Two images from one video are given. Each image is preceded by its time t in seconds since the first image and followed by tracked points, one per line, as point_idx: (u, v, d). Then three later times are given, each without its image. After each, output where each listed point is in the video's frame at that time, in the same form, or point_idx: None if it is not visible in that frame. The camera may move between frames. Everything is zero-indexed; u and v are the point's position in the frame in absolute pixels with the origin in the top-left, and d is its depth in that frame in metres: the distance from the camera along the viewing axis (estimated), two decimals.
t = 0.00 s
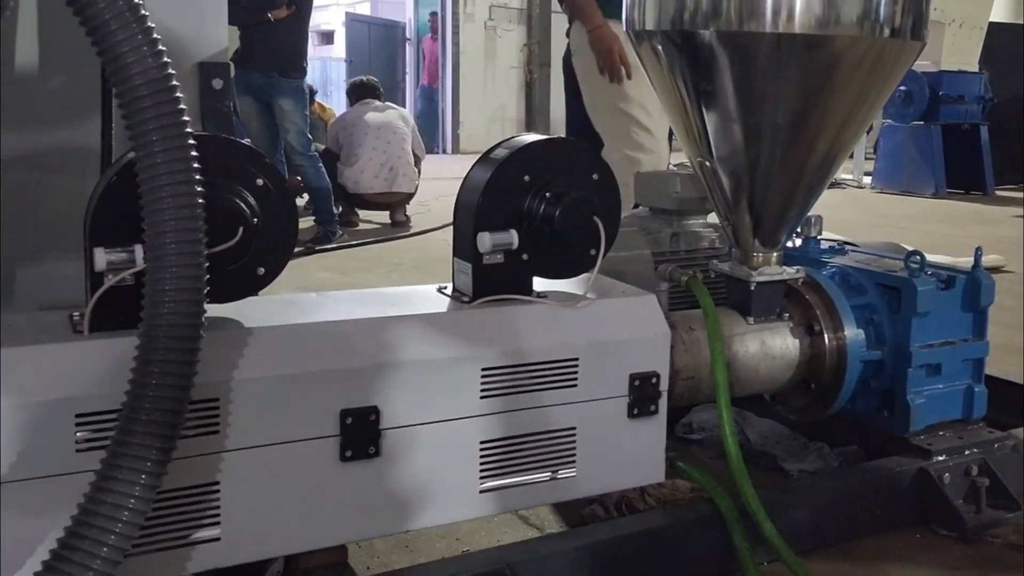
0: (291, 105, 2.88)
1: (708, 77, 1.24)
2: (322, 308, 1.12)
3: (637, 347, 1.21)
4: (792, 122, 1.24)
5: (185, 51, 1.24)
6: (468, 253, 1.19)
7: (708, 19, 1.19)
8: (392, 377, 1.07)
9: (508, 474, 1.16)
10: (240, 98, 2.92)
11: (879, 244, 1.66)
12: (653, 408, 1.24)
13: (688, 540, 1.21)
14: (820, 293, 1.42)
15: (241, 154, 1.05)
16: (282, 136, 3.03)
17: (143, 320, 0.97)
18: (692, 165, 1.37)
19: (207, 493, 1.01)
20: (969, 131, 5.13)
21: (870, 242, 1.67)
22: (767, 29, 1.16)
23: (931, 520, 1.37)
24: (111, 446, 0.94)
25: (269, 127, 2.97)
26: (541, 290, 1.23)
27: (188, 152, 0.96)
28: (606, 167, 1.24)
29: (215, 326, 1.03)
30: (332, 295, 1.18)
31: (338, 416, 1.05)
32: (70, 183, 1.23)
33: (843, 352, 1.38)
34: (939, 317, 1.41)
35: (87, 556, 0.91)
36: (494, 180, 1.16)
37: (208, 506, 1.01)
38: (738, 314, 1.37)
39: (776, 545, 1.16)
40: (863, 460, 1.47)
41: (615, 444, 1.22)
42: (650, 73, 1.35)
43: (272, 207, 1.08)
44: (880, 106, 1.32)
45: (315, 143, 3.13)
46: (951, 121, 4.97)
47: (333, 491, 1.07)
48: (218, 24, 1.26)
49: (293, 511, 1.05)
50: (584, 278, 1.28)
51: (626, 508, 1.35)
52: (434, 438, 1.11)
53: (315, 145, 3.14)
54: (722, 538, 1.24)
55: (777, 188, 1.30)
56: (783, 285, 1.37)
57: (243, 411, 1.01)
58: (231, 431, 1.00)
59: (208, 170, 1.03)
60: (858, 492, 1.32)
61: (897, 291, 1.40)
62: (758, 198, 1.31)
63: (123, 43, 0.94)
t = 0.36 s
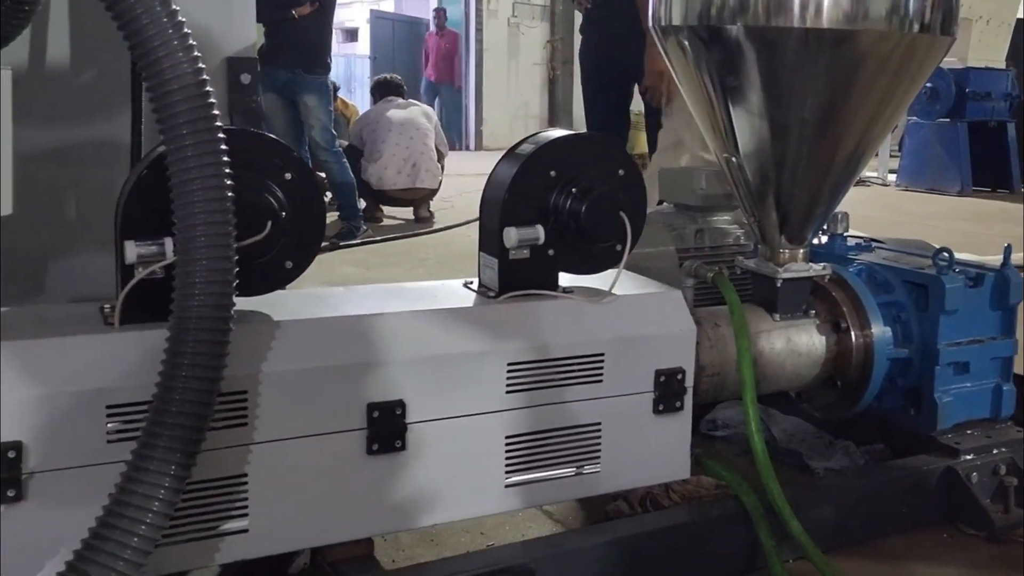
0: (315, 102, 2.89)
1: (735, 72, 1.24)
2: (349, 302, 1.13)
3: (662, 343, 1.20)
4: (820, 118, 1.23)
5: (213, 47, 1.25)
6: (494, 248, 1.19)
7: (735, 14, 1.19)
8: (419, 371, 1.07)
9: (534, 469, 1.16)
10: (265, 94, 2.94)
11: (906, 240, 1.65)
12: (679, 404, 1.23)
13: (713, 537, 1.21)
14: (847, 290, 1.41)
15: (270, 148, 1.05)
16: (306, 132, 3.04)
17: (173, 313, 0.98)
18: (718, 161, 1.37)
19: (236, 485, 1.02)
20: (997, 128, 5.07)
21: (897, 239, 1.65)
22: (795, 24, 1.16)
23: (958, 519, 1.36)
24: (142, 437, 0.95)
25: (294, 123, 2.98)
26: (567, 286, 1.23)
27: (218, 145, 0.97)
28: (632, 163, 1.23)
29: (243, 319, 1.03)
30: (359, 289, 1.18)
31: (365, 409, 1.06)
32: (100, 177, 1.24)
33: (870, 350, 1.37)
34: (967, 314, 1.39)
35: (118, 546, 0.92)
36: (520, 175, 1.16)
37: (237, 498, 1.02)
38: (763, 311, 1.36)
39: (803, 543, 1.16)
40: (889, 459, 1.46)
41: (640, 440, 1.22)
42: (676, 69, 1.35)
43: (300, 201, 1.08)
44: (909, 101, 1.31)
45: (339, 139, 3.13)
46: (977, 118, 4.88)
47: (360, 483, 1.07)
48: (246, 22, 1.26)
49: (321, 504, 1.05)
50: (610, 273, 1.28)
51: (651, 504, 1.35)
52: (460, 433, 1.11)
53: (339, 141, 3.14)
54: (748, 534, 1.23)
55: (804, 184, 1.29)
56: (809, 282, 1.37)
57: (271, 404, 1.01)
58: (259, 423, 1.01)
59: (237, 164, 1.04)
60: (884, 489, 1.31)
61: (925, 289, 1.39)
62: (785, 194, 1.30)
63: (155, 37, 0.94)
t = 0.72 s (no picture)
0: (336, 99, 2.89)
1: (759, 68, 1.23)
2: (371, 298, 1.13)
3: (684, 340, 1.20)
4: (843, 114, 1.23)
5: (237, 43, 1.25)
6: (516, 245, 1.19)
7: (758, 10, 1.18)
8: (441, 367, 1.08)
9: (554, 465, 1.16)
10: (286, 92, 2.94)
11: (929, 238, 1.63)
12: (700, 401, 1.23)
13: (734, 535, 1.20)
14: (869, 287, 1.40)
15: (294, 144, 1.06)
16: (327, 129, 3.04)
17: (197, 308, 0.98)
18: (741, 157, 1.36)
19: (259, 478, 1.02)
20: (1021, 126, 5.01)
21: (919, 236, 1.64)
22: (819, 19, 1.15)
23: (982, 518, 1.35)
24: (167, 431, 0.96)
25: (316, 121, 2.98)
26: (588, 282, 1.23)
27: (242, 141, 0.97)
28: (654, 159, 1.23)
29: (266, 315, 1.04)
30: (380, 285, 1.19)
31: (388, 405, 1.06)
32: (126, 173, 1.25)
33: (893, 348, 1.36)
34: (992, 313, 1.38)
35: (144, 538, 0.92)
36: (542, 172, 1.16)
37: (260, 492, 1.02)
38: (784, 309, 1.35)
39: (825, 541, 1.15)
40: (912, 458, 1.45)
41: (661, 437, 1.22)
42: (698, 65, 1.34)
43: (324, 197, 1.09)
44: (935, 95, 1.29)
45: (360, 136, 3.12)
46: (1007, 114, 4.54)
47: (382, 479, 1.07)
48: (270, 19, 1.27)
49: (343, 498, 1.06)
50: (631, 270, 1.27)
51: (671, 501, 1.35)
52: (481, 428, 1.11)
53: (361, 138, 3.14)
54: (769, 532, 1.23)
55: (827, 181, 1.29)
56: (832, 279, 1.36)
57: (293, 398, 1.02)
58: (282, 418, 1.01)
59: (262, 159, 1.04)
60: (907, 488, 1.30)
61: (950, 287, 1.38)
62: (808, 190, 1.30)
63: (179, 31, 0.95)
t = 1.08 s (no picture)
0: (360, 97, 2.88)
1: (785, 64, 1.22)
2: (399, 294, 1.13)
3: (710, 337, 1.20)
4: (870, 111, 1.22)
5: (266, 41, 1.26)
6: (542, 242, 1.19)
7: (785, 6, 1.18)
8: (468, 363, 1.08)
9: (580, 462, 1.16)
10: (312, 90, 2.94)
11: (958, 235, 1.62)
12: (726, 399, 1.23)
13: (760, 533, 1.20)
14: (896, 285, 1.39)
15: (322, 141, 1.07)
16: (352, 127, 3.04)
17: (227, 303, 0.99)
18: (767, 155, 1.36)
19: (288, 473, 1.03)
20: None
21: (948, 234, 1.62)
22: (846, 15, 1.14)
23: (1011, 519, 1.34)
24: (197, 425, 0.96)
25: (341, 119, 2.99)
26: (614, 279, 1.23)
27: (271, 138, 0.98)
28: (680, 155, 1.22)
29: (295, 310, 1.04)
30: (407, 281, 1.19)
31: (415, 401, 1.06)
32: (158, 168, 1.27)
33: (920, 346, 1.35)
34: (1021, 311, 1.37)
35: (175, 531, 0.92)
36: (568, 169, 1.16)
37: (289, 486, 1.03)
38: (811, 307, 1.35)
39: (852, 540, 1.15)
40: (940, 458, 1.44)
41: (687, 434, 1.21)
42: (724, 61, 1.34)
43: (351, 193, 1.09)
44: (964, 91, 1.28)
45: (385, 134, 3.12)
46: None
47: (409, 474, 1.08)
48: (298, 17, 1.28)
49: (371, 493, 1.06)
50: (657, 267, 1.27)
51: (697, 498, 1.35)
52: (508, 424, 1.11)
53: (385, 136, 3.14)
54: (796, 531, 1.22)
55: (854, 178, 1.28)
56: (858, 277, 1.35)
57: (322, 394, 1.02)
58: (311, 413, 1.02)
59: (291, 156, 1.05)
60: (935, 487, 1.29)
61: (977, 285, 1.37)
62: (834, 187, 1.29)
63: (210, 29, 0.94)
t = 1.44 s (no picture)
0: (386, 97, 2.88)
1: (815, 64, 1.21)
2: (430, 293, 1.14)
3: (740, 337, 1.20)
4: (902, 111, 1.19)
5: (299, 42, 1.28)
6: (571, 241, 1.19)
7: (816, 5, 1.18)
8: (499, 362, 1.08)
9: (610, 461, 1.17)
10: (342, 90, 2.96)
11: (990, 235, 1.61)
12: (755, 399, 1.22)
13: (788, 533, 1.20)
14: (927, 285, 1.39)
15: (355, 141, 1.07)
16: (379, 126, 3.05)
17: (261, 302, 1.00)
18: (796, 155, 1.35)
19: (320, 470, 1.04)
20: None
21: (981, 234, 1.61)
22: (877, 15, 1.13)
23: None
24: (232, 422, 0.97)
25: (368, 119, 3.00)
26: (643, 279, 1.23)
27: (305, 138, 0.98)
28: (709, 156, 1.22)
29: (327, 309, 1.05)
30: (438, 280, 1.20)
31: (446, 399, 1.07)
32: (195, 167, 1.29)
33: (952, 347, 1.35)
34: None
35: (211, 527, 0.93)
36: (598, 169, 1.16)
37: (321, 483, 1.04)
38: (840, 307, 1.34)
39: (883, 541, 1.14)
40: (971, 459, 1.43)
41: (716, 433, 1.21)
42: (753, 60, 1.33)
43: (383, 192, 1.10)
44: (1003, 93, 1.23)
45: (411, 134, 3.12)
46: None
47: (440, 472, 1.08)
48: (328, 16, 1.28)
49: (402, 491, 1.07)
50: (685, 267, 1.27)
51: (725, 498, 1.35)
52: (538, 423, 1.12)
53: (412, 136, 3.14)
54: (825, 531, 1.22)
55: (884, 180, 1.26)
56: (889, 277, 1.34)
57: (354, 392, 1.03)
58: (343, 411, 1.03)
59: (324, 156, 1.06)
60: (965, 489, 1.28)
61: (1010, 286, 1.37)
62: (865, 187, 1.28)
63: (245, 29, 0.95)
